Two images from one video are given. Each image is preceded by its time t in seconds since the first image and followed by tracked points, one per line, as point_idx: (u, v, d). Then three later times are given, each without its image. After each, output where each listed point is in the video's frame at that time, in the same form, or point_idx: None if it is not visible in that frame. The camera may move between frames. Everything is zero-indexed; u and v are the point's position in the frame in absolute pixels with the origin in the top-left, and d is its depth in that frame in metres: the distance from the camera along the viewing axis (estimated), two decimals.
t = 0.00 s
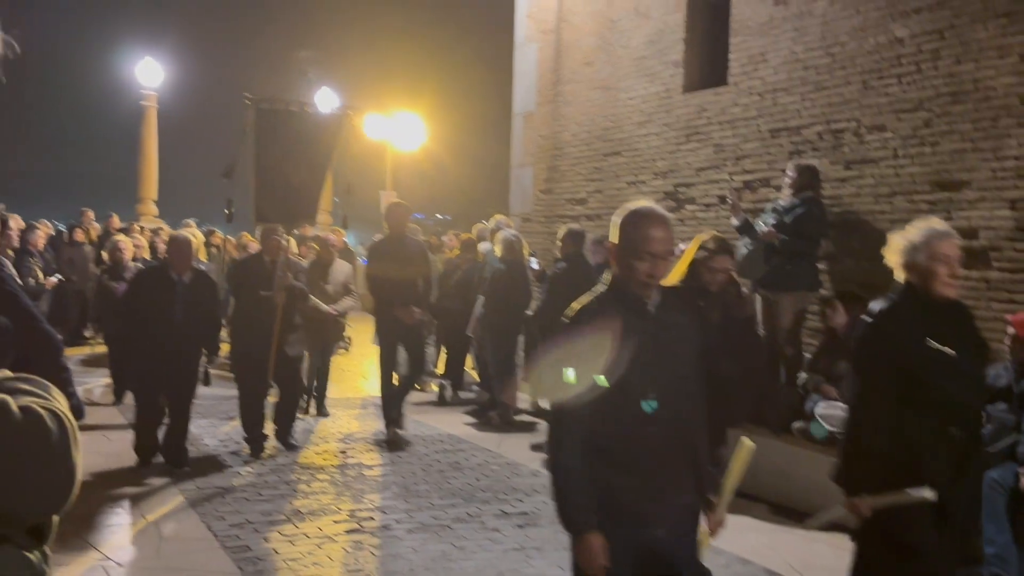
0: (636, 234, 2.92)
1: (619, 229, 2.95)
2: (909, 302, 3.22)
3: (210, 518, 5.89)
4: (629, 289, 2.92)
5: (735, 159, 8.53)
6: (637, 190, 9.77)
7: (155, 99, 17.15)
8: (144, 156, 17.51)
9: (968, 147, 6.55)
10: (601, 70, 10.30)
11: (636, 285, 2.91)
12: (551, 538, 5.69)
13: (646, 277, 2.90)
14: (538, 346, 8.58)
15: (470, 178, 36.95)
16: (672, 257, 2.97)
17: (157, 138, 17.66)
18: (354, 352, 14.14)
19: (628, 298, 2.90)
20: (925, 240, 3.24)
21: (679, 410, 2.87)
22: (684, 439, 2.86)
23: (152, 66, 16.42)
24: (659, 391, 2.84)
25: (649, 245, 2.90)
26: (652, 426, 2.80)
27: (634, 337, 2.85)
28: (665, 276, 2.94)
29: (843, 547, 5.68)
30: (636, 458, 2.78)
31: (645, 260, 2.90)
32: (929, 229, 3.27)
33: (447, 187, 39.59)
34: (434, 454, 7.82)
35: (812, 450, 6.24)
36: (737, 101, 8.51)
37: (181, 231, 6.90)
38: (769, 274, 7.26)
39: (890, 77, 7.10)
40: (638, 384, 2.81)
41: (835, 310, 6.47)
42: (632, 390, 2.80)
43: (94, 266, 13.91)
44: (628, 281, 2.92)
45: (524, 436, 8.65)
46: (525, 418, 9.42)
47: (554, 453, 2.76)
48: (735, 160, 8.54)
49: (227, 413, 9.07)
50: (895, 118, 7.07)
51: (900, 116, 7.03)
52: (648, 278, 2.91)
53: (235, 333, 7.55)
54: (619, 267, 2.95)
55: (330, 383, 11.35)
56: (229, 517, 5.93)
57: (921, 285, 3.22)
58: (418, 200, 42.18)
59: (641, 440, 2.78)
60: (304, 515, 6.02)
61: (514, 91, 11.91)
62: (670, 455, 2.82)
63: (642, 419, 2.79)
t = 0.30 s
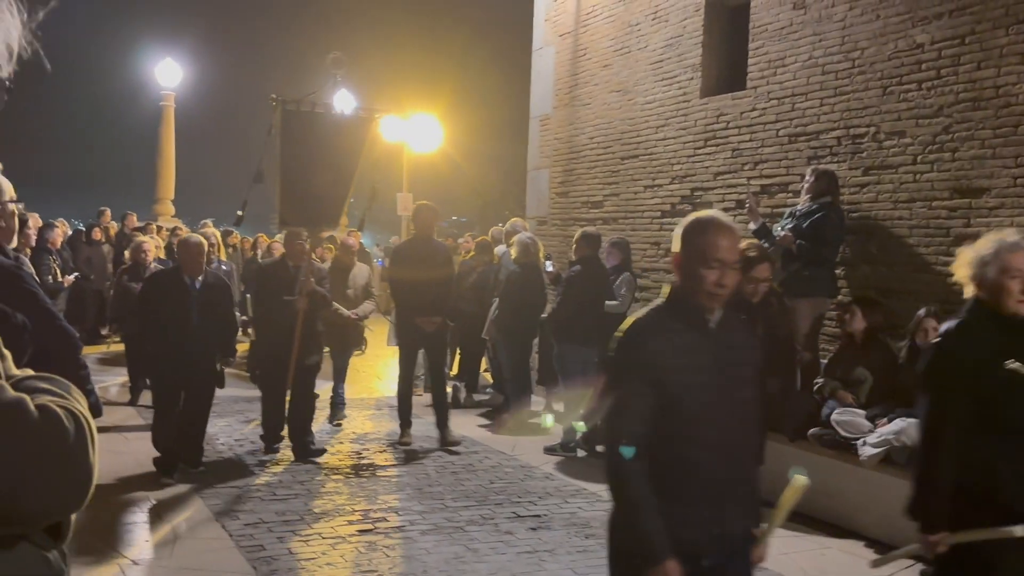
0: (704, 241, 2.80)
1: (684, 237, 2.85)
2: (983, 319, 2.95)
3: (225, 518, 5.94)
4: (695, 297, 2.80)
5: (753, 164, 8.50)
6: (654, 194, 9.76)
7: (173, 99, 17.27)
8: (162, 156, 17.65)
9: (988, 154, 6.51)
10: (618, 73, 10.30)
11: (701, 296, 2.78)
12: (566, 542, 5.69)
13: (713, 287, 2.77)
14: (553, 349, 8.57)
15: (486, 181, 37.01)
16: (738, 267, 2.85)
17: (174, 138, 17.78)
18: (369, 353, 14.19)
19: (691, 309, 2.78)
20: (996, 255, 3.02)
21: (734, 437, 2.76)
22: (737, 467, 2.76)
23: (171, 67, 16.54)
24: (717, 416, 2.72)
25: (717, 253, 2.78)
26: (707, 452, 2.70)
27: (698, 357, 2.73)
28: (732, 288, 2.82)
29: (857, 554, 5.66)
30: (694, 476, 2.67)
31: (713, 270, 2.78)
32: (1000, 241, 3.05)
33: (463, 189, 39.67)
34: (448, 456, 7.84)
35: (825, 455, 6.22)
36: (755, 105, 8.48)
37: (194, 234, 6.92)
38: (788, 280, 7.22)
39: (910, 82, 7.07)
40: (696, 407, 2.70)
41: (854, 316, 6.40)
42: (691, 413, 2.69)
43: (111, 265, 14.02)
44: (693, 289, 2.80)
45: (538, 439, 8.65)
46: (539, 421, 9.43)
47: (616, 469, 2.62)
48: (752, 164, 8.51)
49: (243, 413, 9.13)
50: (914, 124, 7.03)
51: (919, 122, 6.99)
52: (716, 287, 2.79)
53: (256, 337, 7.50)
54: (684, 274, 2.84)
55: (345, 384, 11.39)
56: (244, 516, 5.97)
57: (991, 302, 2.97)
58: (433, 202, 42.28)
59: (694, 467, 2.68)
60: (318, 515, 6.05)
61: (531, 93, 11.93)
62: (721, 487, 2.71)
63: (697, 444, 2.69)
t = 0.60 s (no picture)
0: (794, 232, 2.77)
1: (775, 228, 2.82)
2: None
3: (241, 516, 5.98)
4: (785, 292, 2.76)
5: (770, 166, 8.47)
6: (670, 195, 9.74)
7: (191, 98, 17.39)
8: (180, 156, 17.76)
9: (1007, 157, 6.46)
10: (635, 75, 10.29)
11: (795, 289, 2.74)
12: (580, 543, 5.69)
13: (807, 278, 2.74)
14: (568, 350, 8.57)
15: (502, 182, 37.03)
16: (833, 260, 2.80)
17: (191, 137, 17.91)
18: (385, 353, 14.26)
19: (777, 309, 2.75)
20: None
21: (826, 451, 2.66)
22: (829, 486, 2.65)
23: (190, 66, 16.66)
24: (806, 427, 2.63)
25: (809, 247, 2.74)
26: (792, 465, 2.60)
27: (784, 362, 2.68)
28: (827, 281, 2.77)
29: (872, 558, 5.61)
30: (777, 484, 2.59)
31: (806, 261, 2.74)
32: None
33: (479, 190, 39.72)
34: (462, 456, 7.85)
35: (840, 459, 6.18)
36: (772, 107, 8.46)
37: (198, 230, 6.85)
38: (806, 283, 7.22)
39: (928, 85, 7.03)
40: (782, 418, 2.62)
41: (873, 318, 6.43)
42: (777, 422, 2.62)
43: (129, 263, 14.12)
44: (786, 283, 2.76)
45: (552, 440, 8.66)
46: (553, 422, 9.44)
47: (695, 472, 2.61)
48: (770, 166, 8.48)
49: (258, 413, 9.18)
50: (933, 127, 7.00)
51: (938, 125, 6.95)
52: (808, 281, 2.74)
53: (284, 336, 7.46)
54: (774, 270, 2.80)
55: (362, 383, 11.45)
56: (259, 515, 6.01)
57: None
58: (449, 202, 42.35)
59: (778, 479, 2.59)
60: (333, 514, 6.07)
61: (548, 94, 11.94)
62: (810, 504, 2.60)
63: (783, 456, 2.60)
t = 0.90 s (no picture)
0: (871, 232, 2.65)
1: (850, 227, 2.69)
2: None
3: (255, 516, 6.02)
4: (866, 296, 2.63)
5: (787, 167, 8.43)
6: (685, 197, 9.72)
7: (207, 99, 17.49)
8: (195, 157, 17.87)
9: None
10: (650, 76, 10.28)
11: (874, 292, 2.62)
12: (593, 545, 5.69)
13: (887, 280, 2.61)
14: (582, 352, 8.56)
15: (517, 183, 37.05)
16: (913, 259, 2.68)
17: (208, 138, 18.02)
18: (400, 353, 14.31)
19: (855, 317, 2.64)
20: None
21: (909, 470, 2.56)
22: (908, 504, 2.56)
23: (206, 67, 16.76)
24: (889, 446, 2.53)
25: (887, 246, 2.62)
26: (873, 485, 2.50)
27: (865, 376, 2.57)
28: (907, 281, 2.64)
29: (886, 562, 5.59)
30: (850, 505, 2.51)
31: (884, 261, 2.61)
32: None
33: (493, 191, 39.75)
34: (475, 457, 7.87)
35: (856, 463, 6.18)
36: (788, 108, 8.42)
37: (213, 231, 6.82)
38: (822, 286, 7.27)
39: (946, 86, 6.99)
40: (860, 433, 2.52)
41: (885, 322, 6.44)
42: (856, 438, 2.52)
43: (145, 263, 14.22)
44: (865, 286, 2.63)
45: (566, 442, 8.65)
46: (566, 423, 9.44)
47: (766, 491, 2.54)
48: (786, 168, 8.44)
49: (273, 413, 9.23)
50: (950, 129, 6.95)
51: (956, 127, 6.91)
52: (889, 283, 2.61)
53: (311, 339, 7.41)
54: (851, 272, 2.67)
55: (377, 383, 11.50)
56: (273, 514, 6.04)
57: None
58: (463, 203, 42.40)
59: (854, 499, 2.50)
60: (347, 514, 6.10)
61: (563, 95, 11.94)
62: (888, 525, 2.51)
63: (862, 473, 2.51)
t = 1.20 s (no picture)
0: (945, 243, 2.54)
1: (920, 239, 2.59)
2: None
3: (264, 518, 6.03)
4: (944, 312, 2.50)
5: (798, 169, 8.39)
6: (696, 198, 9.69)
7: (217, 100, 17.54)
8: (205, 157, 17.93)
9: None
10: (661, 77, 10.25)
11: (953, 308, 2.49)
12: (603, 548, 5.66)
13: (968, 292, 2.49)
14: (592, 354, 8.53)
15: (527, 184, 37.04)
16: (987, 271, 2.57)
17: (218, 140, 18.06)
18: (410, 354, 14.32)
19: (934, 340, 2.50)
20: None
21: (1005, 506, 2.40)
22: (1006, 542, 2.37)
23: (215, 68, 16.81)
24: (978, 481, 2.37)
25: (963, 256, 2.51)
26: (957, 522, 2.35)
27: (952, 406, 2.42)
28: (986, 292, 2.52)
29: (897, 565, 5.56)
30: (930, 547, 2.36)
31: (962, 272, 2.51)
32: None
33: (504, 192, 39.76)
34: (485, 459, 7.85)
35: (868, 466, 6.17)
36: (800, 109, 8.38)
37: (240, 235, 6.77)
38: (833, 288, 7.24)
39: (959, 87, 6.94)
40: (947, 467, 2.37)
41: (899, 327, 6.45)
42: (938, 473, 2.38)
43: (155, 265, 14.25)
44: (944, 301, 2.50)
45: (576, 444, 8.63)
46: (576, 425, 9.42)
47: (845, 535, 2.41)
48: (797, 169, 8.39)
49: (283, 416, 9.24)
50: (963, 129, 6.90)
51: (968, 127, 6.86)
52: (971, 295, 2.49)
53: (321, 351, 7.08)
54: (925, 287, 2.55)
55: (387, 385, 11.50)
56: (282, 517, 6.06)
57: None
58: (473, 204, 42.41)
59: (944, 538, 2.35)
60: (356, 516, 6.10)
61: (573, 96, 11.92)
62: (997, 571, 2.34)
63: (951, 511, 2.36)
